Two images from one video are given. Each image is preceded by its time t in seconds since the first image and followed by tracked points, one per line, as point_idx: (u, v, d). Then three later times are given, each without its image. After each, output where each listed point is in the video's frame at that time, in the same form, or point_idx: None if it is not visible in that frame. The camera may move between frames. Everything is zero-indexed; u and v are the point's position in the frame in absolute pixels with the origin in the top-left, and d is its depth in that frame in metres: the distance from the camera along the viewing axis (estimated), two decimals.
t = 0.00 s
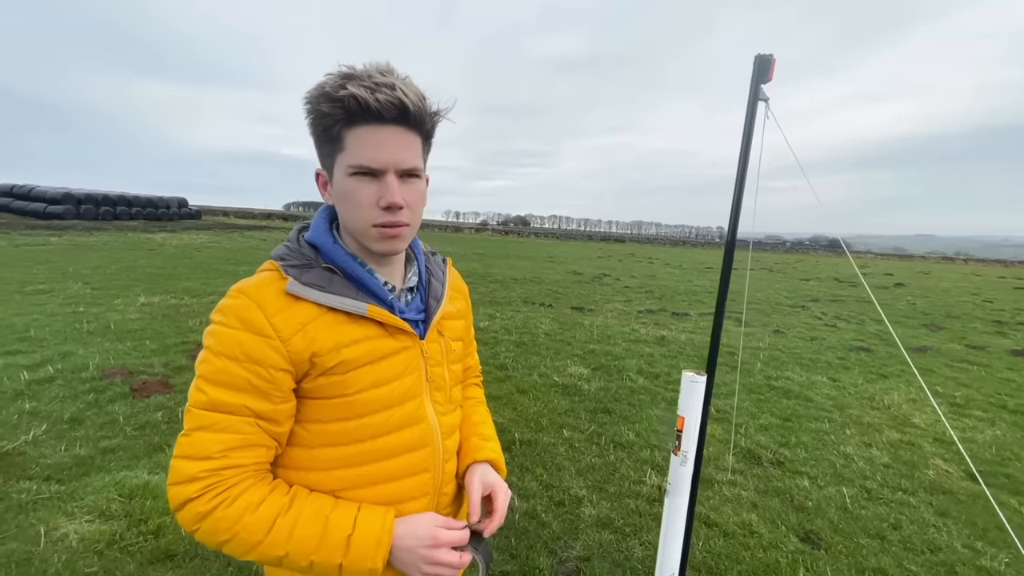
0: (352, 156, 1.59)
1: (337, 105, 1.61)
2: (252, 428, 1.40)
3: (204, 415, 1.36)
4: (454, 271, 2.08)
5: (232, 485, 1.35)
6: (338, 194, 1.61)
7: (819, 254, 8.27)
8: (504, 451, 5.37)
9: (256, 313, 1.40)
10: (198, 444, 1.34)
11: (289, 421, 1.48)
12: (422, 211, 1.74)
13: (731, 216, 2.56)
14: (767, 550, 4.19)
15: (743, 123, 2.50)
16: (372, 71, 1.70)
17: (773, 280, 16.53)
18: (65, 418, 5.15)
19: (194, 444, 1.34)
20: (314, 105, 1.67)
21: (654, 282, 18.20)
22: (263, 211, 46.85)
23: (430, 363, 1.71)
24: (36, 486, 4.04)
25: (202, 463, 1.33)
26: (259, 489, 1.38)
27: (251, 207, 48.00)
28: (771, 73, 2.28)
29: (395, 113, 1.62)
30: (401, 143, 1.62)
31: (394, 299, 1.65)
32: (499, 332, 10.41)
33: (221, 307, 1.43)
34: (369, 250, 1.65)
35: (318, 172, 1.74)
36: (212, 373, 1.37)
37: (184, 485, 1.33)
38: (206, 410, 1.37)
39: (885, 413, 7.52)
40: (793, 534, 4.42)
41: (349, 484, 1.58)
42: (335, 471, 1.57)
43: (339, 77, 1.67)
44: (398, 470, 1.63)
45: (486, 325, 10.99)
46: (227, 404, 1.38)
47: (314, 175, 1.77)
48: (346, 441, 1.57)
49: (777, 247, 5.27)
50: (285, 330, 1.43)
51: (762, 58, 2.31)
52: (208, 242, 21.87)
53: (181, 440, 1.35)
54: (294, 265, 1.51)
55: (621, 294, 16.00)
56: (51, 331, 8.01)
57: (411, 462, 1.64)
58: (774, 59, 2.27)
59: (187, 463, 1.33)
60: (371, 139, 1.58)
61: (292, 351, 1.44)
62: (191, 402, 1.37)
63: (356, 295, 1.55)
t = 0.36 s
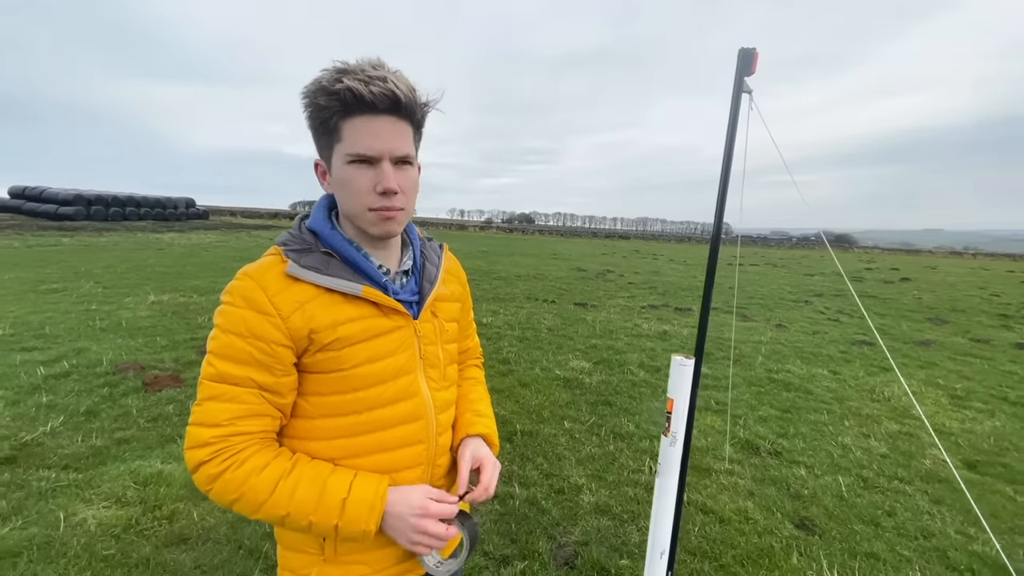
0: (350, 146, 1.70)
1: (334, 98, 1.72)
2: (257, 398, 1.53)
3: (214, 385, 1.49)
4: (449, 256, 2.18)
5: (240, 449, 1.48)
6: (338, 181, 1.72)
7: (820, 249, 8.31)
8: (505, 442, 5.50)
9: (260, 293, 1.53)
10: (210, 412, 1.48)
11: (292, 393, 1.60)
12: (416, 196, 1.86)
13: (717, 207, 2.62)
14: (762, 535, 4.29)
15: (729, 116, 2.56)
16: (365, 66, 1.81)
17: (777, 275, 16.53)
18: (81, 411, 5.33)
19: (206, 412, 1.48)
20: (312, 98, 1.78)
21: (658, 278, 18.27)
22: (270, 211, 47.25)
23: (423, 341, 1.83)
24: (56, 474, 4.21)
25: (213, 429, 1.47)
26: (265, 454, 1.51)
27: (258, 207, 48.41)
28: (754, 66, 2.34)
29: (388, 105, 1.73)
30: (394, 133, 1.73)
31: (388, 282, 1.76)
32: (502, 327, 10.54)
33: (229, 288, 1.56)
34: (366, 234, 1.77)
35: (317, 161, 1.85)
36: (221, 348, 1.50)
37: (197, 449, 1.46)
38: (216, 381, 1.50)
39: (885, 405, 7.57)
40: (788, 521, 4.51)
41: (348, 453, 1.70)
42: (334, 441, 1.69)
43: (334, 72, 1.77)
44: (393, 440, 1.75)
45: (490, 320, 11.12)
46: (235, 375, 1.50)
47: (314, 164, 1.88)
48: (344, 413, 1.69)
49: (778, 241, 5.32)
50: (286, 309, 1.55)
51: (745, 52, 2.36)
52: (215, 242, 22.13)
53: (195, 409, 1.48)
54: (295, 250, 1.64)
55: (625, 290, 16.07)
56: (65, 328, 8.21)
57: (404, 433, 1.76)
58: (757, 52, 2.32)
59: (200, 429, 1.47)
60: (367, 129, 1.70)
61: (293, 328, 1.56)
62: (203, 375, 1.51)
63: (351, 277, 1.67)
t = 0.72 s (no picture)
0: (349, 153, 1.74)
1: (334, 106, 1.75)
2: (265, 395, 1.57)
3: (224, 382, 1.54)
4: (452, 256, 2.22)
5: (249, 444, 1.52)
6: (339, 186, 1.76)
7: (826, 246, 8.27)
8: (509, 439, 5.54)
9: (268, 292, 1.57)
10: (220, 408, 1.53)
11: (298, 390, 1.64)
12: (415, 199, 1.89)
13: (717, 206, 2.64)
14: (765, 531, 4.31)
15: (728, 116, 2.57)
16: (364, 72, 1.83)
17: (783, 272, 16.45)
18: (93, 407, 5.42)
19: (216, 408, 1.52)
20: (313, 106, 1.81)
21: (664, 275, 18.24)
22: (276, 209, 47.48)
23: (426, 339, 1.87)
24: (69, 469, 4.30)
25: (223, 424, 1.51)
26: (272, 450, 1.56)
27: (264, 206, 48.74)
28: (753, 67, 2.34)
29: (386, 113, 1.76)
30: (391, 139, 1.76)
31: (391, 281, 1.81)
32: (507, 325, 10.59)
33: (237, 288, 1.60)
34: (368, 236, 1.81)
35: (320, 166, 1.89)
36: (230, 345, 1.54)
37: (208, 444, 1.51)
38: (226, 378, 1.55)
39: (891, 402, 7.55)
40: (791, 518, 4.53)
41: (352, 448, 1.74)
42: (340, 436, 1.73)
43: (334, 79, 1.80)
44: (397, 436, 1.79)
45: (495, 318, 11.16)
46: (244, 372, 1.55)
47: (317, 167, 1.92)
48: (350, 410, 1.74)
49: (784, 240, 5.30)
50: (294, 308, 1.60)
51: (744, 52, 2.37)
52: (223, 240, 22.30)
53: (206, 405, 1.53)
54: (301, 250, 1.68)
55: (630, 287, 16.06)
56: (76, 326, 8.33)
57: (407, 429, 1.81)
58: (756, 53, 2.33)
59: (210, 425, 1.51)
60: (365, 136, 1.73)
61: (299, 326, 1.60)
62: (213, 372, 1.55)
63: (356, 277, 1.71)
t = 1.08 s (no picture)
0: (367, 156, 1.72)
1: (354, 110, 1.73)
2: (272, 396, 1.56)
3: (230, 383, 1.53)
4: (459, 255, 2.19)
5: (255, 446, 1.51)
6: (355, 189, 1.74)
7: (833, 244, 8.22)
8: (515, 438, 5.53)
9: (273, 292, 1.56)
10: (226, 409, 1.52)
11: (305, 391, 1.63)
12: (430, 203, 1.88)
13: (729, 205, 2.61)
14: (773, 532, 4.28)
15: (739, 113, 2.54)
16: (384, 77, 1.81)
17: (788, 271, 16.37)
18: (100, 407, 5.44)
19: (223, 409, 1.52)
20: (331, 107, 1.79)
21: (668, 274, 18.19)
22: (280, 209, 47.61)
23: (434, 340, 1.85)
24: (76, 469, 4.31)
25: (229, 426, 1.50)
26: (278, 451, 1.54)
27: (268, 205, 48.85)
28: (765, 63, 2.31)
29: (406, 119, 1.74)
30: (410, 145, 1.75)
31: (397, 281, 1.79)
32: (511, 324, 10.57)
33: (244, 288, 1.60)
34: (379, 238, 1.79)
35: (335, 166, 1.87)
36: (236, 345, 1.54)
37: (215, 445, 1.50)
38: (232, 379, 1.54)
39: (898, 401, 7.50)
40: (800, 518, 4.51)
41: (359, 450, 1.73)
42: (346, 438, 1.72)
43: (353, 83, 1.78)
44: (404, 438, 1.78)
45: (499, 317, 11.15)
46: (249, 373, 1.54)
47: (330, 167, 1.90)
48: (356, 411, 1.72)
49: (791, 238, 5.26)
50: (299, 308, 1.59)
51: (756, 49, 2.34)
52: (227, 240, 22.35)
53: (212, 406, 1.53)
54: (307, 249, 1.67)
55: (634, 285, 16.01)
56: (82, 326, 8.36)
57: (414, 431, 1.79)
58: (768, 49, 2.30)
59: (217, 426, 1.51)
60: (384, 141, 1.71)
61: (305, 326, 1.59)
62: (220, 372, 1.55)
63: (362, 276, 1.70)
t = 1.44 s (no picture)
0: (364, 151, 1.72)
1: (348, 105, 1.74)
2: (271, 397, 1.57)
3: (231, 383, 1.54)
4: (466, 257, 2.20)
5: (254, 446, 1.52)
6: (354, 186, 1.75)
7: (834, 242, 8.22)
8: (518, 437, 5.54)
9: (273, 294, 1.57)
10: (228, 409, 1.53)
11: (305, 392, 1.64)
12: (430, 197, 1.88)
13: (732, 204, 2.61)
14: (776, 531, 4.29)
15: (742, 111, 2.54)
16: (376, 71, 1.81)
17: (789, 270, 16.38)
18: (103, 408, 5.45)
19: (224, 409, 1.53)
20: (326, 106, 1.80)
21: (668, 273, 18.20)
22: (280, 210, 47.64)
23: (435, 343, 1.85)
24: (80, 470, 4.31)
25: (230, 425, 1.52)
26: (278, 451, 1.55)
27: (268, 207, 48.96)
28: (768, 62, 2.32)
29: (400, 111, 1.75)
30: (406, 137, 1.75)
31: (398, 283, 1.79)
32: (512, 323, 10.57)
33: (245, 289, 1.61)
34: (381, 235, 1.80)
35: (333, 165, 1.88)
36: (237, 346, 1.55)
37: (217, 444, 1.52)
38: (233, 379, 1.55)
39: (900, 400, 7.50)
40: (802, 516, 4.51)
41: (358, 452, 1.74)
42: (345, 439, 1.73)
43: (346, 78, 1.78)
44: (404, 441, 1.78)
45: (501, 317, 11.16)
46: (249, 373, 1.55)
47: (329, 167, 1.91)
48: (356, 413, 1.73)
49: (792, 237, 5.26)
50: (298, 310, 1.59)
51: (760, 48, 2.35)
52: (228, 241, 22.36)
53: (215, 405, 1.54)
54: (309, 251, 1.68)
55: (635, 285, 16.03)
56: (84, 327, 8.35)
57: (413, 435, 1.79)
58: (772, 48, 2.31)
59: (218, 425, 1.52)
60: (380, 134, 1.72)
61: (304, 328, 1.60)
62: (221, 372, 1.56)
63: (362, 278, 1.70)
